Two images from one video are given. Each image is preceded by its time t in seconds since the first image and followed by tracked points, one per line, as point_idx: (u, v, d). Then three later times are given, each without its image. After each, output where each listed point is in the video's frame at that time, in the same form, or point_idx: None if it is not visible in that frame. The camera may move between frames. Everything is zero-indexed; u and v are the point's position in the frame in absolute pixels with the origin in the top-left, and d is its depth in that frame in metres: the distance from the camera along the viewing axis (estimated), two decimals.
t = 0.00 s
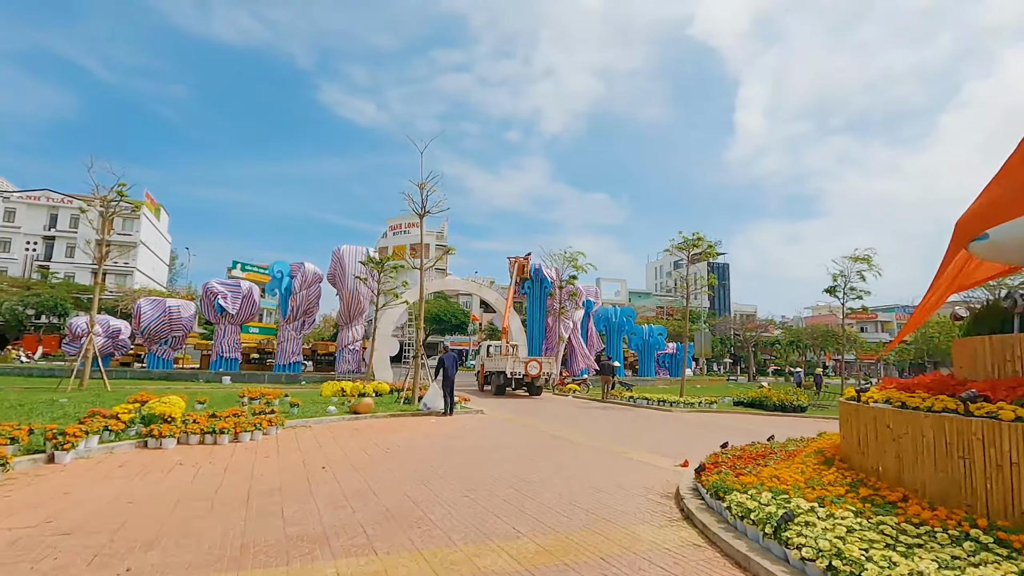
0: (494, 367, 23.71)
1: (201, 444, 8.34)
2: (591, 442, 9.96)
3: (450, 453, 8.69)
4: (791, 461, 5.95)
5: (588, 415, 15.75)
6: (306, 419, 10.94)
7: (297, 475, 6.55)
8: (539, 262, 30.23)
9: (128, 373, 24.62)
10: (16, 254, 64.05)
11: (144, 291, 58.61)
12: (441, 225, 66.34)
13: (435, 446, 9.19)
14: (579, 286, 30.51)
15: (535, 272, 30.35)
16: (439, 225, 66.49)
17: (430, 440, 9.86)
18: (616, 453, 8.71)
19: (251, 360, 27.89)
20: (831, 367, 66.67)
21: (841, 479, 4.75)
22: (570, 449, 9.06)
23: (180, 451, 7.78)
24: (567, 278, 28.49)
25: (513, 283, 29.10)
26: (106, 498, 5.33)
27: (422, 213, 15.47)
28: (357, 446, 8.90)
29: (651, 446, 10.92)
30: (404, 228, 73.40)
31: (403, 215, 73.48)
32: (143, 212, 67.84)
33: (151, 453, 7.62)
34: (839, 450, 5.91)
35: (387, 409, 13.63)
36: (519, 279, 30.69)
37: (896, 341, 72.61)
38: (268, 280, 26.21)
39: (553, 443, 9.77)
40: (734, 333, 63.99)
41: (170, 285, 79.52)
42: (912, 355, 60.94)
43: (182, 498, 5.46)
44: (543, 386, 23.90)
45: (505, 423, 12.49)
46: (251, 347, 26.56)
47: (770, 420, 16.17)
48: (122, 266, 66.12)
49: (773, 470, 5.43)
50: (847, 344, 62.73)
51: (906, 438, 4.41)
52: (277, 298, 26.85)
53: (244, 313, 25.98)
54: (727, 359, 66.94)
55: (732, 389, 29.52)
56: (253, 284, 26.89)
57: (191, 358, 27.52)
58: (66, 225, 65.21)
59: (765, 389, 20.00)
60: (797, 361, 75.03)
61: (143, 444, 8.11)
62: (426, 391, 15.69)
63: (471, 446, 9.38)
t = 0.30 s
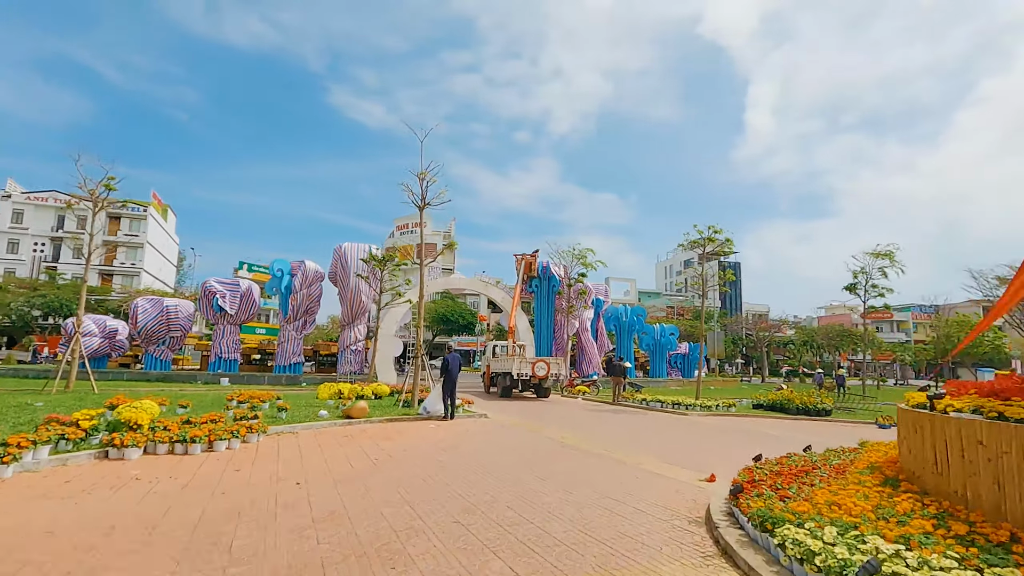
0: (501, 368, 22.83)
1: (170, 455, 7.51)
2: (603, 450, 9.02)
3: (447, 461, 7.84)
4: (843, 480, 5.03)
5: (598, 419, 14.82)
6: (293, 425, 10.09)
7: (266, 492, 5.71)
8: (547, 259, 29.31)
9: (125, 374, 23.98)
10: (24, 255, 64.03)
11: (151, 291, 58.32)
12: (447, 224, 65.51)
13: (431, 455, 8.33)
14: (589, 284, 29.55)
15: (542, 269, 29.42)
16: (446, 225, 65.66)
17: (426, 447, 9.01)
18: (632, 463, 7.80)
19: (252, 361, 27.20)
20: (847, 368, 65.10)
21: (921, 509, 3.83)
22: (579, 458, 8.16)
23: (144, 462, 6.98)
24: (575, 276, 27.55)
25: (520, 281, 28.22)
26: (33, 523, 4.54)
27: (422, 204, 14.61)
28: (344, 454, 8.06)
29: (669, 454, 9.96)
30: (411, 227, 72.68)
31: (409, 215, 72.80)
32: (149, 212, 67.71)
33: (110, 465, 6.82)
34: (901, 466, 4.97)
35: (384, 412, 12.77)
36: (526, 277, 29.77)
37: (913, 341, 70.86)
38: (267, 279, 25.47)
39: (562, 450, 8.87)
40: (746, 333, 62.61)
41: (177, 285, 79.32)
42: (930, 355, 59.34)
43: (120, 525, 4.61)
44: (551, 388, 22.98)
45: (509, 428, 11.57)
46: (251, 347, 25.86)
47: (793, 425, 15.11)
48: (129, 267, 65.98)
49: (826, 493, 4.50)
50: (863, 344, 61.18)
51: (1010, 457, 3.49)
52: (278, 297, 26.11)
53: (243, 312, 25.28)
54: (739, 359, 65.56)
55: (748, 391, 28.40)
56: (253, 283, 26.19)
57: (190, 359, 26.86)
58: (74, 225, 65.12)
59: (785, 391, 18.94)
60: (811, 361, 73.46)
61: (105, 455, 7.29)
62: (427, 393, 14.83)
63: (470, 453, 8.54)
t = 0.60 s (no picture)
0: (504, 368, 21.92)
1: (125, 466, 6.66)
2: (612, 461, 8.11)
3: (438, 473, 6.97)
4: (915, 507, 4.11)
5: (606, 424, 13.88)
6: (275, 432, 9.22)
7: (217, 516, 4.87)
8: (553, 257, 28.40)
9: (118, 376, 23.33)
10: (28, 255, 63.86)
11: (154, 291, 57.93)
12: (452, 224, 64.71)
13: (421, 466, 7.47)
14: (596, 282, 28.59)
15: (548, 267, 28.50)
16: (451, 224, 64.87)
17: (417, 457, 8.16)
18: (646, 477, 6.89)
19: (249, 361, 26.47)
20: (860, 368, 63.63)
21: None
22: (586, 471, 7.26)
23: (92, 476, 6.16)
24: (582, 274, 26.65)
25: (525, 279, 27.34)
26: None
27: (419, 195, 13.78)
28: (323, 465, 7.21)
29: (685, 463, 9.03)
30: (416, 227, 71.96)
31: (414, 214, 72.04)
32: (153, 213, 67.40)
33: (52, 479, 6.02)
34: (994, 492, 4.01)
35: (377, 416, 11.93)
36: (531, 274, 28.87)
37: (928, 341, 69.27)
38: (264, 277, 24.72)
39: (567, 460, 7.97)
40: (757, 333, 61.32)
41: (182, 286, 79.00)
42: (947, 355, 57.85)
43: (27, 558, 3.81)
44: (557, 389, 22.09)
45: (510, 434, 10.68)
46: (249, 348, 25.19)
47: (815, 431, 14.09)
48: (133, 267, 65.71)
49: (902, 529, 3.57)
50: (877, 344, 59.75)
51: None
52: (275, 296, 25.35)
53: (240, 312, 24.61)
54: (749, 360, 64.37)
55: (762, 393, 27.30)
56: (251, 282, 25.47)
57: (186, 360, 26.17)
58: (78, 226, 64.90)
59: (805, 393, 17.87)
60: (823, 362, 72.00)
61: (51, 467, 6.47)
62: (425, 396, 13.99)
63: (464, 463, 7.66)
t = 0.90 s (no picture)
0: (507, 369, 21.03)
1: (65, 483, 5.81)
2: (624, 474, 7.20)
3: (426, 489, 6.09)
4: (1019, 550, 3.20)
5: (615, 428, 13.01)
6: (250, 440, 8.39)
7: (149, 549, 4.04)
8: (558, 254, 27.53)
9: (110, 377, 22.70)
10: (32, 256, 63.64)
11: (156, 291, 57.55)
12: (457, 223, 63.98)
13: (408, 479, 6.62)
14: (603, 280, 27.70)
15: (553, 264, 27.64)
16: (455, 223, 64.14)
17: (405, 467, 7.32)
18: (664, 497, 5.97)
19: (245, 362, 25.77)
20: (873, 369, 62.32)
21: None
22: (595, 486, 6.35)
23: (25, 493, 5.37)
24: (588, 271, 25.79)
25: (529, 277, 26.49)
26: None
27: (415, 185, 12.96)
28: (295, 480, 6.35)
29: (704, 475, 8.11)
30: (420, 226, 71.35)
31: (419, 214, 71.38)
32: (157, 212, 67.11)
33: None
34: None
35: (367, 421, 11.09)
36: (536, 272, 27.97)
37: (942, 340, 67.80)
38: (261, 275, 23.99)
39: (574, 473, 7.07)
40: (767, 333, 60.16)
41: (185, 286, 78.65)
42: (962, 355, 56.50)
43: None
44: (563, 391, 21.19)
45: (512, 441, 9.77)
46: (245, 348, 24.50)
47: (840, 436, 13.11)
48: (136, 268, 65.38)
49: None
50: (890, 344, 58.43)
51: None
52: (272, 295, 24.60)
53: (235, 311, 23.89)
54: (759, 360, 63.25)
55: (776, 394, 26.28)
56: (247, 281, 24.73)
57: (181, 360, 25.53)
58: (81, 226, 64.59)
59: (825, 396, 16.89)
60: (834, 362, 70.72)
61: None
62: (422, 399, 13.11)
63: (456, 476, 6.78)
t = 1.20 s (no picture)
0: (512, 369, 19.92)
1: None
2: (636, 490, 6.31)
3: (404, 510, 5.24)
4: None
5: (623, 433, 12.14)
6: (220, 449, 7.58)
7: None
8: (563, 250, 26.66)
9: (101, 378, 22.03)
10: (35, 256, 63.41)
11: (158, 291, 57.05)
12: (460, 221, 63.18)
13: (388, 496, 5.78)
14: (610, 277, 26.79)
15: (558, 261, 26.77)
16: (459, 222, 63.35)
17: (387, 480, 6.48)
18: (684, 522, 5.09)
19: (241, 362, 25.05)
20: (885, 369, 61.01)
21: None
22: (602, 507, 5.50)
23: None
24: (594, 267, 24.91)
25: (533, 274, 25.64)
26: None
27: (409, 172, 12.11)
28: (258, 498, 5.56)
29: (727, 486, 7.22)
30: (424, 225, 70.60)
31: (422, 213, 70.60)
32: (160, 212, 66.67)
33: None
34: None
35: (355, 426, 10.26)
36: (540, 268, 27.12)
37: (956, 339, 66.22)
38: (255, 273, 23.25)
39: (579, 490, 6.21)
40: (777, 332, 58.97)
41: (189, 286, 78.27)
42: (978, 355, 55.15)
43: None
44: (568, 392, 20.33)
45: (511, 449, 8.91)
46: (239, 348, 23.77)
47: (866, 442, 12.17)
48: (138, 267, 64.95)
49: None
50: (904, 343, 57.03)
51: None
52: (267, 293, 23.84)
53: (229, 310, 23.18)
54: (768, 360, 62.06)
55: (790, 396, 25.33)
56: (241, 279, 23.99)
57: (176, 360, 24.86)
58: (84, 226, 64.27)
59: (847, 398, 15.91)
60: (845, 361, 69.40)
61: None
62: (416, 401, 12.26)
63: (444, 492, 5.95)
